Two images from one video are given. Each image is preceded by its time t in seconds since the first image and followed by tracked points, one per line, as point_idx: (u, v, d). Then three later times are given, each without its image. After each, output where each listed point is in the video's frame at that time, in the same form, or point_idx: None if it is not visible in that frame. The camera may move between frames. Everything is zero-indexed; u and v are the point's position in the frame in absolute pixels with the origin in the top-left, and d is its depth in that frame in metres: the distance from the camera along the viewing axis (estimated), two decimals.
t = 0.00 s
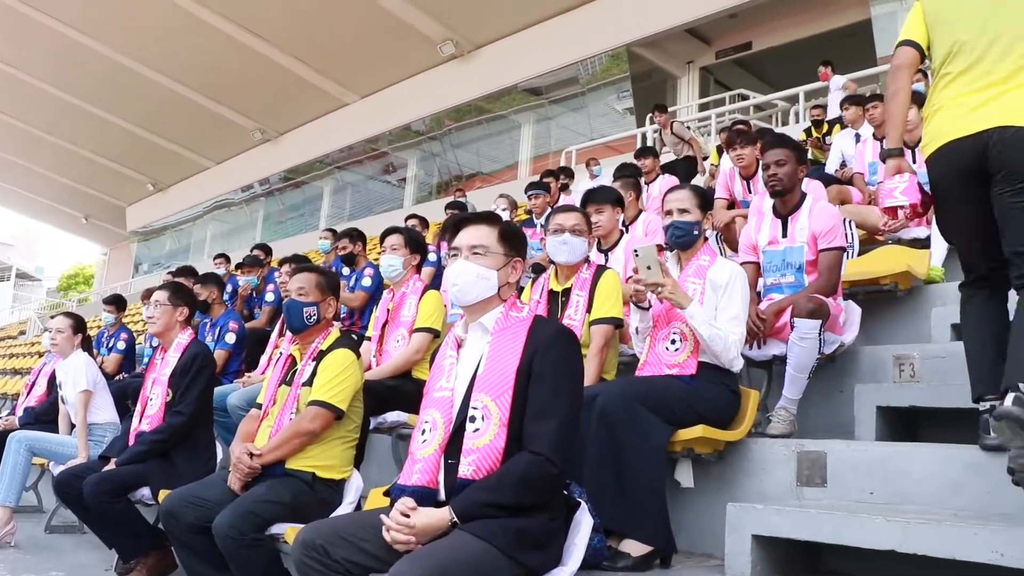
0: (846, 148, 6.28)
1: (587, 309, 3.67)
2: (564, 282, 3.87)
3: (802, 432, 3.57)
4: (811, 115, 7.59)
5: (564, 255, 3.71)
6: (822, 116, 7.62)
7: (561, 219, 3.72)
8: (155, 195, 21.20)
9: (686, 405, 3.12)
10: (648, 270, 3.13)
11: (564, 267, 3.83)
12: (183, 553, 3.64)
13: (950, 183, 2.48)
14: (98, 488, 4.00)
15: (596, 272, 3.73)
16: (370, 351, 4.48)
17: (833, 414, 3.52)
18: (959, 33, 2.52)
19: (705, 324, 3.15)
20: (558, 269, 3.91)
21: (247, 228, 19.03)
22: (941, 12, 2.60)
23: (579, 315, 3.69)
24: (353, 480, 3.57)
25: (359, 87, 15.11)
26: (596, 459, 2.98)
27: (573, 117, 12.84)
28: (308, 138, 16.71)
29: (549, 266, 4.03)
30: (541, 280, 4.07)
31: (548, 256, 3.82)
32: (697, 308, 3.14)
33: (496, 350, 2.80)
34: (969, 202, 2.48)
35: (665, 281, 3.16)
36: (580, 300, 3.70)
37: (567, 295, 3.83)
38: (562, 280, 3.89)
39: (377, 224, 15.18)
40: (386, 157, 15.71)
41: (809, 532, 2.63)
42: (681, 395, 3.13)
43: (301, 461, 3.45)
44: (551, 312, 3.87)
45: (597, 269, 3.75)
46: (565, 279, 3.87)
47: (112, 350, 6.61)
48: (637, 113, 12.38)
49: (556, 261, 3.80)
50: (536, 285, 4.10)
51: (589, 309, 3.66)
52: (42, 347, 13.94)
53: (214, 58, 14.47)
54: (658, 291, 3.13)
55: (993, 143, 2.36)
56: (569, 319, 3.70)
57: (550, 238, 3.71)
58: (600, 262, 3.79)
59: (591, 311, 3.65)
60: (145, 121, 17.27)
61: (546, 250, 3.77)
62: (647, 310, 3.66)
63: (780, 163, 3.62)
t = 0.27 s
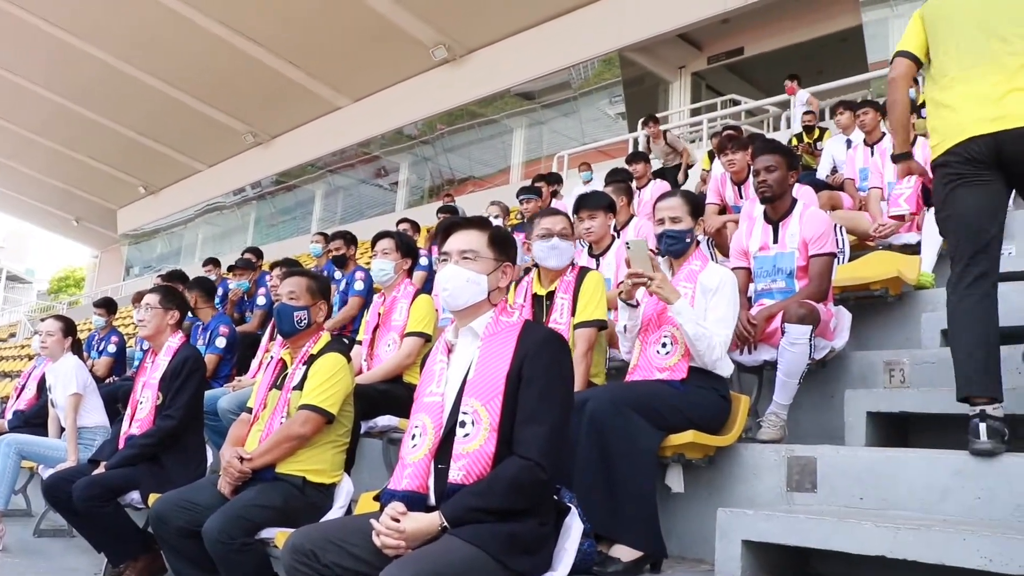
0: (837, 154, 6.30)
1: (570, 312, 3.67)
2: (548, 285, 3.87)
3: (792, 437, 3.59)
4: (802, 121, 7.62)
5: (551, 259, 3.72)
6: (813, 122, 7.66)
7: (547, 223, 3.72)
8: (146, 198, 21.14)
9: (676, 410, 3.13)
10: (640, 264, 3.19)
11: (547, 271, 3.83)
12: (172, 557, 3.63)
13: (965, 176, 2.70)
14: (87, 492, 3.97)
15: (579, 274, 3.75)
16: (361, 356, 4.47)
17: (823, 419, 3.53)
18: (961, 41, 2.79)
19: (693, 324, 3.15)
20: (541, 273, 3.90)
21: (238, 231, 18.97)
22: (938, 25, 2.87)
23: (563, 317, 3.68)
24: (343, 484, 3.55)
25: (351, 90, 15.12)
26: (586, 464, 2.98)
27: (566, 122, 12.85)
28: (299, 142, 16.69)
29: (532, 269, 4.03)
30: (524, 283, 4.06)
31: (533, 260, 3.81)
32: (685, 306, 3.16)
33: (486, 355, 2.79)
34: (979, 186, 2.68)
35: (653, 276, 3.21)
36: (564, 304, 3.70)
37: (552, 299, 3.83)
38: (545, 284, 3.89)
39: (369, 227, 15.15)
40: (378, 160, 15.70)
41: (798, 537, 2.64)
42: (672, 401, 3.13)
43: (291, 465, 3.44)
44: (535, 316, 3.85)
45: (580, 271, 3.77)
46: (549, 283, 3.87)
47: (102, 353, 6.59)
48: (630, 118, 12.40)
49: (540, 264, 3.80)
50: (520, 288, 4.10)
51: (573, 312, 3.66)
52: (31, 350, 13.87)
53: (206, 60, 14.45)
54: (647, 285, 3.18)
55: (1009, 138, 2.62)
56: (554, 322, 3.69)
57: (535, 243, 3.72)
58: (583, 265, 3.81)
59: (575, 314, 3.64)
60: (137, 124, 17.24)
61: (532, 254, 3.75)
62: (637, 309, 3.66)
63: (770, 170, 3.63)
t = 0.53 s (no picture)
0: (828, 158, 6.31)
1: (554, 312, 3.66)
2: (529, 286, 3.88)
3: (784, 441, 3.59)
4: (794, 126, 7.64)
5: (538, 259, 3.72)
6: (805, 127, 7.68)
7: (534, 226, 3.74)
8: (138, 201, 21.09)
9: (667, 415, 3.13)
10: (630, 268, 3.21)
11: (528, 271, 3.85)
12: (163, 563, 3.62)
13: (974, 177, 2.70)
14: (78, 497, 3.96)
15: (561, 275, 3.76)
16: (352, 360, 4.47)
17: (814, 423, 3.53)
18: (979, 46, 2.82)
19: (681, 328, 3.15)
20: (521, 272, 3.91)
21: (231, 235, 18.91)
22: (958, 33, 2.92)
23: (547, 318, 3.67)
24: (335, 489, 3.55)
25: (344, 94, 15.12)
26: (577, 468, 2.98)
27: (558, 126, 12.86)
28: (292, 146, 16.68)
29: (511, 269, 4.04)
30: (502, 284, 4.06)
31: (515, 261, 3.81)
32: (675, 311, 3.14)
33: (478, 360, 2.78)
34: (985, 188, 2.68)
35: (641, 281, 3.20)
36: (547, 304, 3.69)
37: (534, 299, 3.83)
38: (526, 285, 3.90)
39: (361, 231, 15.11)
40: (371, 164, 15.68)
41: (789, 542, 2.64)
42: (664, 406, 3.13)
43: (282, 470, 3.43)
44: (517, 316, 3.85)
45: (562, 271, 3.78)
46: (529, 283, 3.89)
47: (94, 357, 6.57)
48: (622, 122, 12.41)
49: (523, 265, 3.80)
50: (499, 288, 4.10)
51: (556, 313, 3.65)
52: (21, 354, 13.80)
53: (198, 64, 14.44)
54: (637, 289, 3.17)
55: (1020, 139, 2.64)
56: (538, 323, 3.68)
57: (518, 246, 3.73)
58: (564, 265, 3.83)
59: (559, 315, 3.63)
60: (129, 128, 17.21)
61: (517, 255, 3.75)
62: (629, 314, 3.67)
63: (759, 174, 3.66)
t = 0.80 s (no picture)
0: (820, 163, 6.34)
1: (547, 316, 3.65)
2: (523, 290, 3.88)
3: (775, 445, 3.59)
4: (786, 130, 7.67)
5: (532, 264, 3.75)
6: (797, 131, 7.71)
7: (529, 230, 3.76)
8: (131, 206, 21.04)
9: (659, 419, 3.13)
10: (620, 273, 3.23)
11: (522, 275, 3.84)
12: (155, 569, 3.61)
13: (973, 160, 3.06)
14: (69, 503, 3.94)
15: (556, 279, 3.76)
16: (345, 364, 4.46)
17: (807, 427, 3.53)
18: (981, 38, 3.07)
19: (673, 333, 3.15)
20: (515, 276, 3.90)
21: (224, 239, 18.83)
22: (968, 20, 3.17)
23: (540, 321, 3.66)
24: (327, 494, 3.53)
25: (337, 98, 15.15)
26: (569, 473, 2.97)
27: (551, 130, 12.85)
28: (286, 150, 16.68)
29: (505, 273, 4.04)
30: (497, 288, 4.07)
31: (509, 265, 3.83)
32: (665, 315, 3.14)
33: (471, 364, 2.78)
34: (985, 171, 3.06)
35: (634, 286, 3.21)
36: (540, 307, 3.68)
37: (527, 303, 3.82)
38: (520, 289, 3.89)
39: (354, 235, 15.08)
40: (365, 169, 15.67)
41: (781, 546, 2.64)
42: (656, 411, 3.13)
43: (274, 475, 3.42)
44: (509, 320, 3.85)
45: (556, 276, 3.78)
46: (523, 288, 3.88)
47: (86, 362, 6.56)
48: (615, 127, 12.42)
49: (517, 270, 3.81)
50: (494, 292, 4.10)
51: (548, 317, 3.64)
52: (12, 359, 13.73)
53: (191, 67, 14.43)
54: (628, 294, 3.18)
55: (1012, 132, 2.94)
56: (530, 327, 3.66)
57: (515, 251, 3.74)
58: (559, 270, 3.84)
59: (551, 318, 3.63)
60: (122, 131, 17.18)
61: (511, 260, 3.77)
62: (620, 319, 3.66)
63: (751, 179, 3.67)
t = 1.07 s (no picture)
0: (808, 169, 6.36)
1: (544, 323, 3.66)
2: (521, 297, 3.88)
3: (762, 451, 3.60)
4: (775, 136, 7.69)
5: (531, 272, 3.76)
6: (786, 138, 7.74)
7: (528, 238, 3.74)
8: (119, 209, 20.95)
9: (646, 425, 3.13)
10: (606, 280, 3.22)
11: (521, 283, 3.84)
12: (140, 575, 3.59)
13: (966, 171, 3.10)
14: (53, 508, 3.92)
15: (553, 287, 3.75)
16: (332, 369, 4.45)
17: (794, 433, 3.54)
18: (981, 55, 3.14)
19: (659, 339, 3.16)
20: (514, 284, 3.91)
21: (212, 243, 18.75)
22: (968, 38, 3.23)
23: (537, 328, 3.67)
24: (314, 499, 3.52)
25: (327, 102, 15.13)
26: (556, 478, 2.97)
27: (541, 135, 12.88)
28: (274, 155, 16.63)
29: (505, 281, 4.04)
30: (498, 295, 4.07)
31: (505, 270, 3.83)
32: (651, 322, 3.15)
33: (457, 370, 2.78)
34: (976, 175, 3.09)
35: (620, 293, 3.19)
36: (538, 314, 3.69)
37: (525, 310, 3.82)
38: (519, 296, 3.90)
39: (343, 240, 15.05)
40: (354, 173, 15.65)
41: (767, 552, 2.64)
42: (643, 416, 3.13)
43: (260, 480, 3.40)
44: (508, 327, 3.86)
45: (554, 284, 3.78)
46: (522, 295, 3.88)
47: (72, 366, 6.52)
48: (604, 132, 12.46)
49: (516, 277, 3.82)
50: (493, 300, 4.10)
51: (545, 323, 3.65)
52: None
53: (180, 71, 14.39)
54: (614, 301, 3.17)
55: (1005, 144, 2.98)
56: (527, 334, 3.68)
57: (512, 258, 3.75)
58: (556, 279, 3.83)
59: (548, 325, 3.63)
60: (111, 135, 17.11)
61: (510, 266, 3.77)
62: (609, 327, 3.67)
63: (739, 186, 3.68)
